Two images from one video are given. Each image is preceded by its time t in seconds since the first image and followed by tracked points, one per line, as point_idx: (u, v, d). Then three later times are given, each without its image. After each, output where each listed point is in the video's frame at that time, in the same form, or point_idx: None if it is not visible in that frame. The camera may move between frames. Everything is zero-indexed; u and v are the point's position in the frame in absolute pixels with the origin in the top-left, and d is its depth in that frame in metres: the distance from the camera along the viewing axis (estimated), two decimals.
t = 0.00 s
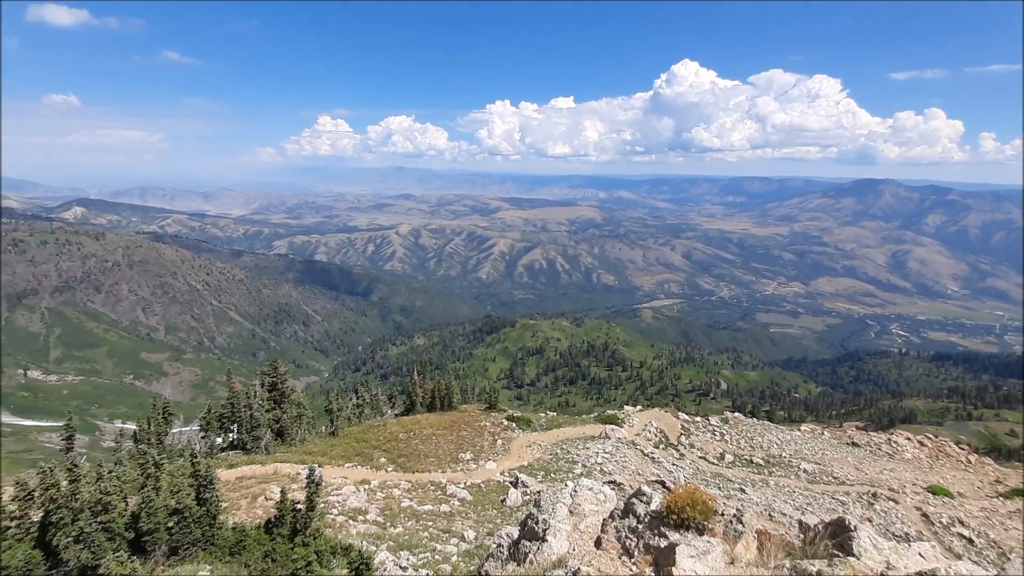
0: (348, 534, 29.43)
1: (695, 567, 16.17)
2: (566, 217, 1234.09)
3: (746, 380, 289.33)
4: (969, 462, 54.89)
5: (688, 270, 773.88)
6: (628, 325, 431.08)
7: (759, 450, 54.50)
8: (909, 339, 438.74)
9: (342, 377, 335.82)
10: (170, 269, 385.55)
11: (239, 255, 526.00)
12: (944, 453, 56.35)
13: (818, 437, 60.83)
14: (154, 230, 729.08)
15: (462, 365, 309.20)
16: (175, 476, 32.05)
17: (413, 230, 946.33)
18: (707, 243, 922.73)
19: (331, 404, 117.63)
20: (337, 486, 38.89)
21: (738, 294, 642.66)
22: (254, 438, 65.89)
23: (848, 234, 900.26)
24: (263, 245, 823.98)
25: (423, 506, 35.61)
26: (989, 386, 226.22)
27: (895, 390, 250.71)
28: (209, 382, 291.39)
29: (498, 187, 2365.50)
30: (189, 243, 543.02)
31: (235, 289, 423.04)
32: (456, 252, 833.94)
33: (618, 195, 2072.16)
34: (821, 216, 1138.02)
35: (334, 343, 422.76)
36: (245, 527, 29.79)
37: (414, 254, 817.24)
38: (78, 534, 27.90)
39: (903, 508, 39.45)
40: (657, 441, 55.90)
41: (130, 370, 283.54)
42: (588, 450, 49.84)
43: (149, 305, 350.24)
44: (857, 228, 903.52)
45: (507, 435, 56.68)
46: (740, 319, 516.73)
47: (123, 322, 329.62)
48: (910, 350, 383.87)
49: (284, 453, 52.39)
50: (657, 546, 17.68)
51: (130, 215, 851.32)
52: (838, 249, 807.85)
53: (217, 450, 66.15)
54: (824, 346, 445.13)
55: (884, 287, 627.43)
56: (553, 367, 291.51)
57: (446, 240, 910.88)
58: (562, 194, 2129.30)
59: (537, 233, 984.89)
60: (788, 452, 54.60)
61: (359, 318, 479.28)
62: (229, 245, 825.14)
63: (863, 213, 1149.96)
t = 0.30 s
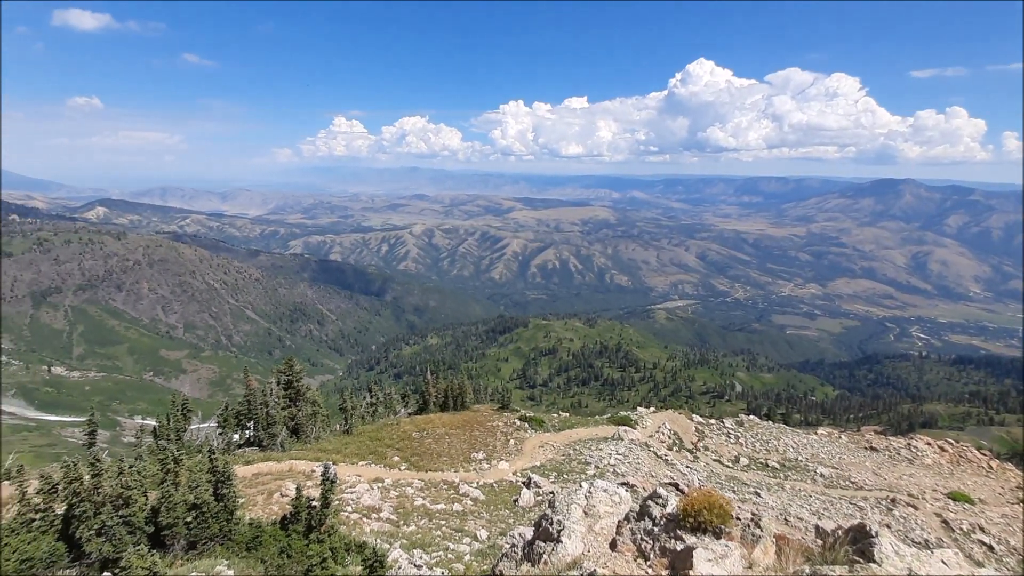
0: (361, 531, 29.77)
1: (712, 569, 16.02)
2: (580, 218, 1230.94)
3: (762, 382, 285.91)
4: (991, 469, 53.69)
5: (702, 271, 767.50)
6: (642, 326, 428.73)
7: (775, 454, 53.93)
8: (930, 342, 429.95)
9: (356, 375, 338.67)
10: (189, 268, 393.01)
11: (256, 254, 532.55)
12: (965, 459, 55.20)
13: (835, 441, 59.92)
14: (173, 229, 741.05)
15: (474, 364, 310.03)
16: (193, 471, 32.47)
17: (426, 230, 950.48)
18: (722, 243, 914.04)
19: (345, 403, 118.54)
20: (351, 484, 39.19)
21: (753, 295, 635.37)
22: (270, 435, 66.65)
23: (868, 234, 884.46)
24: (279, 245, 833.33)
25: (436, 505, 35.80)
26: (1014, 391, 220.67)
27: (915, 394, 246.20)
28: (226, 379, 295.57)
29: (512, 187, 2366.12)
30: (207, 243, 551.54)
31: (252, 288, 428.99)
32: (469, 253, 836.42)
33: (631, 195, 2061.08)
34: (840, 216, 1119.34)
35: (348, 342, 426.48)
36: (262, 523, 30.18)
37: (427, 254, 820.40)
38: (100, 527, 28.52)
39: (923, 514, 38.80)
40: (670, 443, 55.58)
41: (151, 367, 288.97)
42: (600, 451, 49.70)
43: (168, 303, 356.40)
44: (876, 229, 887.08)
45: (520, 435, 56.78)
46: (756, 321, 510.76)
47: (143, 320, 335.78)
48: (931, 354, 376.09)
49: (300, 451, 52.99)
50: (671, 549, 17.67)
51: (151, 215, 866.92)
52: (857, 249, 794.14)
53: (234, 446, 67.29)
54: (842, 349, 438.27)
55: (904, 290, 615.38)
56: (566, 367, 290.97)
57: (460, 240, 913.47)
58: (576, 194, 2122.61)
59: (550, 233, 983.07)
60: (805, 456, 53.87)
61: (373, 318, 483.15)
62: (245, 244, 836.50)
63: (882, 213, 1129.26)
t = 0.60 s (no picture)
0: (374, 529, 29.96)
1: (728, 572, 15.89)
2: (592, 218, 1226.92)
3: (776, 386, 282.33)
4: (1014, 475, 52.45)
5: (716, 271, 760.81)
6: (654, 328, 426.12)
7: (790, 458, 53.22)
8: (950, 346, 421.54)
9: (369, 374, 341.09)
10: (206, 267, 399.34)
11: (271, 253, 538.92)
12: (985, 465, 53.99)
13: (851, 446, 58.96)
14: (191, 229, 752.86)
15: (486, 365, 310.63)
16: (210, 468, 32.90)
17: (439, 230, 954.19)
18: (736, 245, 905.13)
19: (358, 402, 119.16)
20: (363, 483, 39.44)
21: (768, 297, 628.18)
22: (285, 433, 67.43)
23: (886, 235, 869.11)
24: (294, 244, 842.35)
25: (447, 505, 35.98)
26: None
27: (934, 398, 241.60)
28: (242, 377, 299.28)
29: (524, 187, 2365.38)
30: (223, 242, 559.39)
31: (267, 287, 433.94)
32: (482, 253, 837.76)
33: (644, 195, 2049.62)
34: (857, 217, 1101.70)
35: (361, 341, 429.68)
36: (277, 520, 30.56)
37: (440, 254, 823.44)
38: (120, 522, 29.02)
39: (943, 521, 38.12)
40: (683, 446, 55.11)
41: (168, 364, 293.83)
42: (612, 453, 49.51)
43: (186, 301, 362.17)
44: (895, 230, 870.57)
45: (531, 435, 56.85)
46: (771, 323, 505.11)
47: (162, 317, 341.79)
48: (951, 357, 368.73)
49: (313, 448, 53.45)
50: (689, 553, 17.54)
51: (170, 215, 882.01)
52: (874, 251, 780.90)
53: (250, 443, 68.18)
54: (858, 352, 431.70)
55: (924, 292, 604.08)
56: (578, 368, 290.36)
57: (472, 241, 915.21)
58: (588, 195, 2116.66)
59: (562, 233, 981.74)
60: (821, 460, 53.14)
61: (386, 317, 486.22)
62: (261, 243, 846.96)
63: (901, 213, 1109.60)
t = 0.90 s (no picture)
0: (385, 528, 30.17)
1: None
2: (605, 219, 1222.10)
3: (790, 389, 279.10)
4: None
5: (729, 274, 754.33)
6: (666, 329, 423.49)
7: (804, 462, 52.64)
8: (970, 351, 413.24)
9: (380, 373, 343.28)
10: (221, 266, 404.92)
11: (285, 252, 544.69)
12: (1004, 472, 52.92)
13: (866, 450, 58.29)
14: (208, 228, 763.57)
15: (497, 365, 311.16)
16: (225, 464, 33.20)
17: (451, 230, 957.67)
18: (750, 247, 896.19)
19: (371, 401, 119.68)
20: (375, 480, 39.73)
21: (782, 300, 621.57)
22: (298, 430, 68.05)
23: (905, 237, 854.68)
24: (307, 244, 849.65)
25: (458, 503, 36.21)
26: None
27: (953, 404, 237.40)
28: (256, 374, 302.40)
29: (536, 187, 2364.13)
30: (239, 241, 566.42)
31: (282, 285, 438.60)
32: (493, 253, 838.82)
33: (657, 196, 2038.12)
34: (874, 219, 1085.18)
35: (373, 340, 432.67)
36: (290, 516, 30.85)
37: (451, 254, 825.78)
38: (137, 516, 29.60)
39: (960, 529, 37.52)
40: (695, 448, 54.69)
41: (185, 361, 297.95)
42: (623, 455, 49.42)
43: (202, 299, 367.17)
44: (914, 232, 856.06)
45: (542, 435, 56.98)
46: (785, 326, 499.39)
47: (179, 315, 347.04)
48: (971, 362, 361.57)
49: (326, 446, 53.96)
50: (704, 557, 17.51)
51: (187, 214, 895.51)
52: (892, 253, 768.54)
53: (264, 440, 69.23)
54: (875, 356, 425.19)
55: (943, 295, 592.99)
56: (589, 368, 289.77)
57: (484, 241, 917.15)
58: (601, 196, 2110.38)
59: (574, 234, 980.30)
60: (835, 465, 52.49)
61: (398, 317, 489.13)
62: (275, 242, 855.74)
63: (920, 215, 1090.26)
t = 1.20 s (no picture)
0: (398, 526, 30.37)
1: None
2: (619, 220, 1216.08)
3: (807, 394, 274.84)
4: None
5: (745, 276, 746.22)
6: (681, 331, 420.19)
7: (821, 468, 51.91)
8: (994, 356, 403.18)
9: (394, 372, 345.52)
10: (239, 264, 410.74)
11: (302, 252, 550.87)
12: None
13: (885, 457, 57.24)
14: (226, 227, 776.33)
15: (510, 365, 311.13)
16: (242, 460, 33.67)
17: (465, 230, 960.46)
18: (767, 248, 885.27)
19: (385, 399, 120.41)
20: (388, 479, 40.01)
21: (799, 303, 612.79)
22: (313, 428, 68.66)
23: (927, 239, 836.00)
24: (323, 243, 859.07)
25: (471, 504, 36.29)
26: None
27: (976, 411, 231.85)
28: (272, 372, 306.13)
29: (550, 187, 2361.48)
30: (257, 241, 574.51)
31: (298, 284, 443.81)
32: (507, 254, 838.71)
33: (672, 197, 2023.05)
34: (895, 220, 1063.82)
35: (387, 339, 435.56)
36: (306, 512, 31.22)
37: (465, 255, 828.30)
38: (157, 509, 30.15)
39: (982, 539, 36.76)
40: (709, 452, 54.25)
41: (203, 358, 302.91)
42: (636, 457, 49.13)
43: (220, 297, 372.72)
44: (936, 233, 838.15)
45: (554, 437, 56.85)
46: (802, 329, 492.47)
47: (198, 313, 352.86)
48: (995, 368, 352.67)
49: (341, 444, 54.51)
50: (722, 564, 17.42)
51: (206, 214, 910.35)
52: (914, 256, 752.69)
53: (279, 437, 70.11)
54: (895, 361, 417.14)
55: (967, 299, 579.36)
56: (602, 370, 288.47)
57: (497, 241, 918.19)
58: (615, 197, 2100.22)
59: (588, 235, 977.74)
60: (853, 471, 51.68)
61: (412, 316, 491.83)
62: (292, 242, 866.17)
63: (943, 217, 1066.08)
